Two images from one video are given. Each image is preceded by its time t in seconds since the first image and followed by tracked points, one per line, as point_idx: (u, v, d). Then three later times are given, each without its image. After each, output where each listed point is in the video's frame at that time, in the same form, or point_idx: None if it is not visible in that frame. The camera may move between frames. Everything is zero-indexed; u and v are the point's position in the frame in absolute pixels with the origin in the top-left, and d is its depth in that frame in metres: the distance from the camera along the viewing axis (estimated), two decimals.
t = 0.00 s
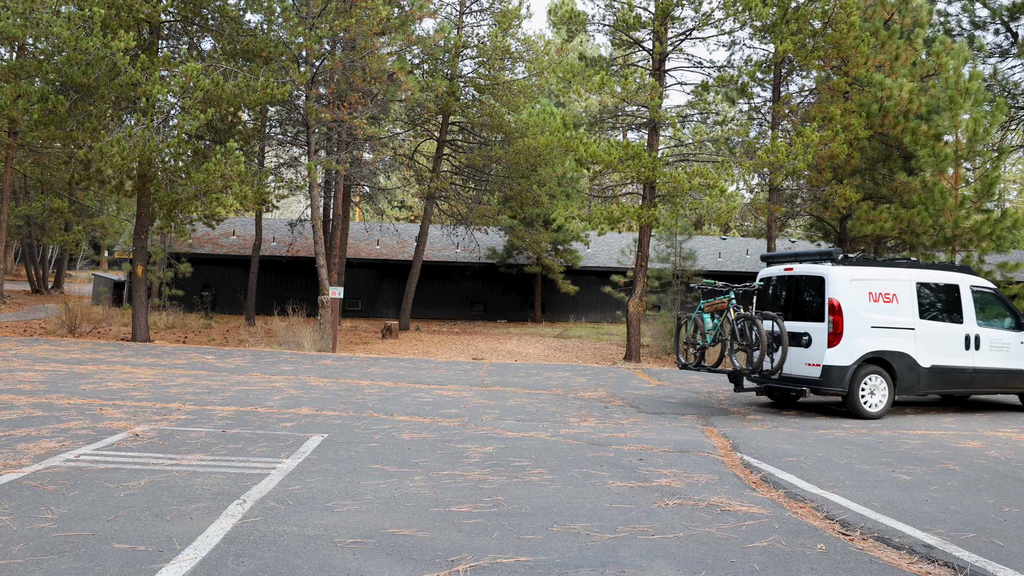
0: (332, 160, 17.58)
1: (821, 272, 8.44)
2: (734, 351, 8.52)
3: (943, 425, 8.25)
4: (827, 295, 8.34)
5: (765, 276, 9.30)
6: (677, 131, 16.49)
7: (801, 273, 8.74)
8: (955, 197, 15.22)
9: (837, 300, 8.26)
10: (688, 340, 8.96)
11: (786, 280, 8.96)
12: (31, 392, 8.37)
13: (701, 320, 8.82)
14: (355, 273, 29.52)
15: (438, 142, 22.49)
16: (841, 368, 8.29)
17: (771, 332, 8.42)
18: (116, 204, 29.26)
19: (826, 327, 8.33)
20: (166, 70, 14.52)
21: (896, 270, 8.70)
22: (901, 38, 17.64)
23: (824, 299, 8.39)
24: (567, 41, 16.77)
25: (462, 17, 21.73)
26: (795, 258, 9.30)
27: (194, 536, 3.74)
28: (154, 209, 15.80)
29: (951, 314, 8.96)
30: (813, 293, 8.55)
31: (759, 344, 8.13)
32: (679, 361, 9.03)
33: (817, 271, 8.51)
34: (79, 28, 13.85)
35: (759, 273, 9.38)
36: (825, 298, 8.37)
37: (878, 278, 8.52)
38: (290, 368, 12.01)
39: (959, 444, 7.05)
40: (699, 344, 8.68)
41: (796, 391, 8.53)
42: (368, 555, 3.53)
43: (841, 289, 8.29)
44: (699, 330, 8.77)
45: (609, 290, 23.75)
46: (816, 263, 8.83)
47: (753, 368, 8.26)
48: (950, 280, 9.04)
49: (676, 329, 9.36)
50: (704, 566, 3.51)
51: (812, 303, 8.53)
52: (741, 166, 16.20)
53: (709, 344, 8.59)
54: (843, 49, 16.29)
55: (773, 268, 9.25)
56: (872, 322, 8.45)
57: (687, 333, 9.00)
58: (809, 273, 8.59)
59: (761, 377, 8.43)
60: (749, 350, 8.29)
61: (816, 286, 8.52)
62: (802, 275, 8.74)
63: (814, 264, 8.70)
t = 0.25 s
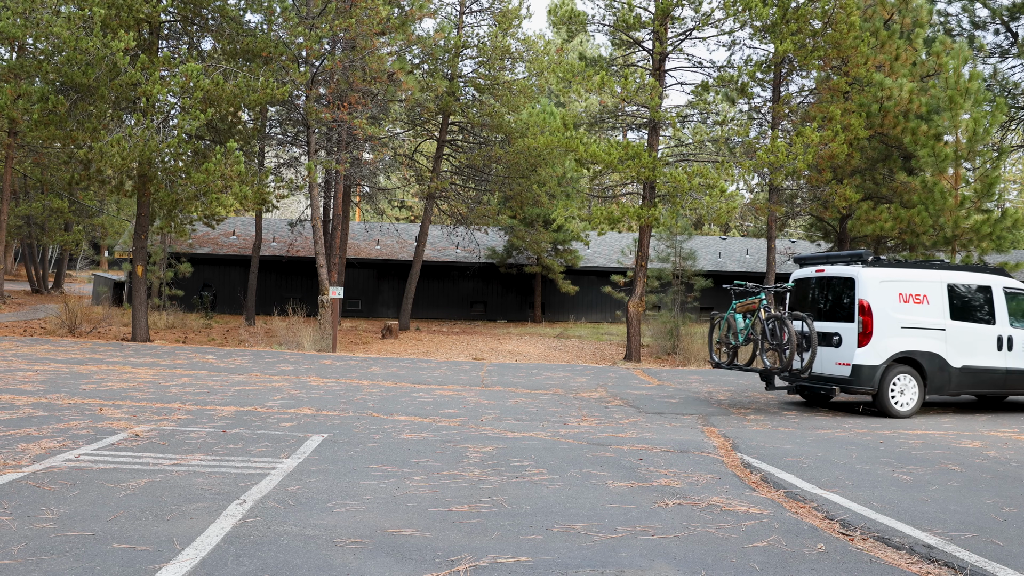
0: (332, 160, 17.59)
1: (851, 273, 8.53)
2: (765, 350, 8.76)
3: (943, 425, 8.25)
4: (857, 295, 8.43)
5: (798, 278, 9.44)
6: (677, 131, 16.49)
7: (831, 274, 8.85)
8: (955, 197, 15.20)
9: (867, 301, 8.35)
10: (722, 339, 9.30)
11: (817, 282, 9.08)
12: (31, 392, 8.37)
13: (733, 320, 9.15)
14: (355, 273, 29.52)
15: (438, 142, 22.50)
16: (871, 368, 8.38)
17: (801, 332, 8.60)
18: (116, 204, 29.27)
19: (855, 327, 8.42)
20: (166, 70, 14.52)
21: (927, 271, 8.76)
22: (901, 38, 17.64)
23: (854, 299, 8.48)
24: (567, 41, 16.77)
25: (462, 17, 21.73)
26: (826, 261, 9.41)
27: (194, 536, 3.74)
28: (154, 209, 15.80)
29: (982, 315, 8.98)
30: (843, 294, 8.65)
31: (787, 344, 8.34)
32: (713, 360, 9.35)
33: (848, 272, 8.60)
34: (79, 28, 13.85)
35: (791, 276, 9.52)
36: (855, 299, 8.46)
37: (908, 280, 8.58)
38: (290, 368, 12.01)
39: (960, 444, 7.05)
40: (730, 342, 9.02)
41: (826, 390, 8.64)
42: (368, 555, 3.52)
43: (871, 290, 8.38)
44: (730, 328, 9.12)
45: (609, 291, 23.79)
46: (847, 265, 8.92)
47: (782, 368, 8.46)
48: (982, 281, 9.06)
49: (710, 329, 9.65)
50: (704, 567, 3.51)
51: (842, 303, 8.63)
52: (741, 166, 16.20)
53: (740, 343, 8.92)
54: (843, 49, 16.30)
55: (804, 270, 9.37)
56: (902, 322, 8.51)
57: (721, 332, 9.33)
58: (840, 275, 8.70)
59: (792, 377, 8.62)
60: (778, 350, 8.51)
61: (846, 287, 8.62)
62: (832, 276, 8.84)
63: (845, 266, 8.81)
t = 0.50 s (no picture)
0: (332, 160, 17.60)
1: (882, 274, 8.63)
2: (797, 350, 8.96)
3: (943, 425, 8.25)
4: (889, 296, 8.52)
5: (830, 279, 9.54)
6: (677, 131, 16.49)
7: (862, 276, 8.95)
8: (956, 197, 15.18)
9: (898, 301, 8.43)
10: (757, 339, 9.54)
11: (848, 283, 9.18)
12: (31, 392, 8.37)
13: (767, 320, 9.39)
14: (355, 273, 29.52)
15: (438, 142, 22.50)
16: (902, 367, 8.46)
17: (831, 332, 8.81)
18: (116, 204, 29.27)
19: (886, 327, 8.51)
20: (166, 70, 14.52)
21: (959, 273, 8.81)
22: (901, 38, 17.64)
23: (886, 300, 8.57)
24: (567, 41, 16.77)
25: (462, 17, 21.73)
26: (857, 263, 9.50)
27: (194, 535, 3.74)
28: (154, 209, 15.80)
29: (1016, 316, 9.00)
30: (874, 295, 8.74)
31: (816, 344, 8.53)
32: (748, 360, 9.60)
33: (879, 273, 8.70)
34: (79, 28, 13.84)
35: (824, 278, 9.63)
36: (887, 300, 8.55)
37: (940, 281, 8.65)
38: (290, 368, 12.01)
39: (960, 444, 7.05)
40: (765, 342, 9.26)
41: (858, 389, 8.75)
42: (368, 555, 3.52)
43: (903, 290, 8.46)
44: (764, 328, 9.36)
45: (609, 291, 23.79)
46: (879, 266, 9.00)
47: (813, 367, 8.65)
48: (1016, 282, 9.07)
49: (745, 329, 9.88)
50: (704, 567, 3.51)
51: (873, 304, 8.72)
52: (741, 166, 16.21)
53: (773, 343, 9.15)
54: (844, 49, 16.29)
55: (836, 272, 9.47)
56: (934, 323, 8.59)
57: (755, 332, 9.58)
58: (871, 276, 8.79)
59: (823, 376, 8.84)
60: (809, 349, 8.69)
61: (877, 288, 8.71)
62: (864, 278, 8.93)
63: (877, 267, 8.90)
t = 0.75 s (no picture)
0: (332, 161, 17.60)
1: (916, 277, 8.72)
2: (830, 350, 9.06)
3: (942, 425, 8.25)
4: (923, 297, 8.62)
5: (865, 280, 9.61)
6: (677, 131, 16.49)
7: (896, 278, 9.05)
8: (955, 197, 15.16)
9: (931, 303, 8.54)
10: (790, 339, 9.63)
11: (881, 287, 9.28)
12: (31, 392, 8.37)
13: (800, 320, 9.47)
14: (355, 273, 29.52)
15: (438, 142, 22.50)
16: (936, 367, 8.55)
17: (864, 333, 8.93)
18: (116, 204, 29.28)
19: (920, 328, 8.62)
20: (166, 70, 14.52)
21: (994, 274, 8.85)
22: (901, 38, 17.64)
23: (919, 301, 8.67)
24: (567, 41, 16.78)
25: (462, 17, 21.74)
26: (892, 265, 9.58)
27: (194, 535, 3.74)
28: (154, 209, 15.80)
29: None
30: (908, 298, 8.82)
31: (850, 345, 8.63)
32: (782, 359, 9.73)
33: (913, 275, 8.80)
34: (79, 28, 13.83)
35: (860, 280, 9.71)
36: (920, 301, 8.65)
37: (975, 282, 8.70)
38: (290, 368, 12.01)
39: (960, 444, 7.05)
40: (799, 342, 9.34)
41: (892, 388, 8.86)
42: (368, 555, 3.53)
43: (937, 292, 8.55)
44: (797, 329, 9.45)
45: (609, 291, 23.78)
46: (913, 268, 9.10)
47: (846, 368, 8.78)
48: None
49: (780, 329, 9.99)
50: (704, 566, 3.51)
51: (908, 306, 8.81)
52: (741, 167, 16.21)
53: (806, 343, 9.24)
54: (843, 48, 16.28)
55: (870, 274, 9.57)
56: (968, 324, 8.66)
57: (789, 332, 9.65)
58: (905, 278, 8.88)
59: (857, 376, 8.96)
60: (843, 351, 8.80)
61: (911, 290, 8.80)
62: (898, 280, 9.03)
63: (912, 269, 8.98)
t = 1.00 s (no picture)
0: (332, 161, 17.60)
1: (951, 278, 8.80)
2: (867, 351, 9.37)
3: (943, 425, 8.24)
4: (958, 299, 8.70)
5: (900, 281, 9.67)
6: (677, 131, 16.50)
7: (932, 279, 9.12)
8: (955, 197, 15.14)
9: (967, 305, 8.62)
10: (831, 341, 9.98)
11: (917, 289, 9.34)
12: (31, 392, 8.37)
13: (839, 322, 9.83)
14: (355, 273, 29.52)
15: (438, 142, 22.50)
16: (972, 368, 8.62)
17: (900, 334, 9.17)
18: (116, 204, 29.27)
19: (956, 329, 8.69)
20: (166, 70, 14.52)
21: None
22: (901, 38, 17.65)
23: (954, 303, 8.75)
24: (567, 41, 16.78)
25: (462, 17, 21.74)
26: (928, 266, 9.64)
27: (194, 535, 3.74)
28: (154, 209, 15.80)
29: None
30: (944, 299, 8.90)
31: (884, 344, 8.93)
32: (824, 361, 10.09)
33: (948, 277, 8.88)
34: (79, 28, 13.83)
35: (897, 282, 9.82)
36: (955, 303, 8.73)
37: (1010, 284, 8.75)
38: (290, 368, 12.01)
39: (960, 444, 7.05)
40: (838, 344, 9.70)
41: (927, 389, 8.95)
42: (367, 555, 3.53)
43: (972, 293, 8.62)
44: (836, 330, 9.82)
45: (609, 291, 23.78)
46: (948, 270, 9.18)
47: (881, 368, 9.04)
48: None
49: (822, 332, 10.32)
50: (704, 566, 3.51)
51: (943, 308, 8.90)
52: (741, 166, 16.21)
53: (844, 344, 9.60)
54: (843, 48, 16.28)
55: (905, 276, 9.65)
56: (1004, 325, 8.70)
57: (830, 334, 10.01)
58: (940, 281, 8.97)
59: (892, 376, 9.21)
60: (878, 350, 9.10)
61: (946, 292, 8.88)
62: (933, 282, 9.11)
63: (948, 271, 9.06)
